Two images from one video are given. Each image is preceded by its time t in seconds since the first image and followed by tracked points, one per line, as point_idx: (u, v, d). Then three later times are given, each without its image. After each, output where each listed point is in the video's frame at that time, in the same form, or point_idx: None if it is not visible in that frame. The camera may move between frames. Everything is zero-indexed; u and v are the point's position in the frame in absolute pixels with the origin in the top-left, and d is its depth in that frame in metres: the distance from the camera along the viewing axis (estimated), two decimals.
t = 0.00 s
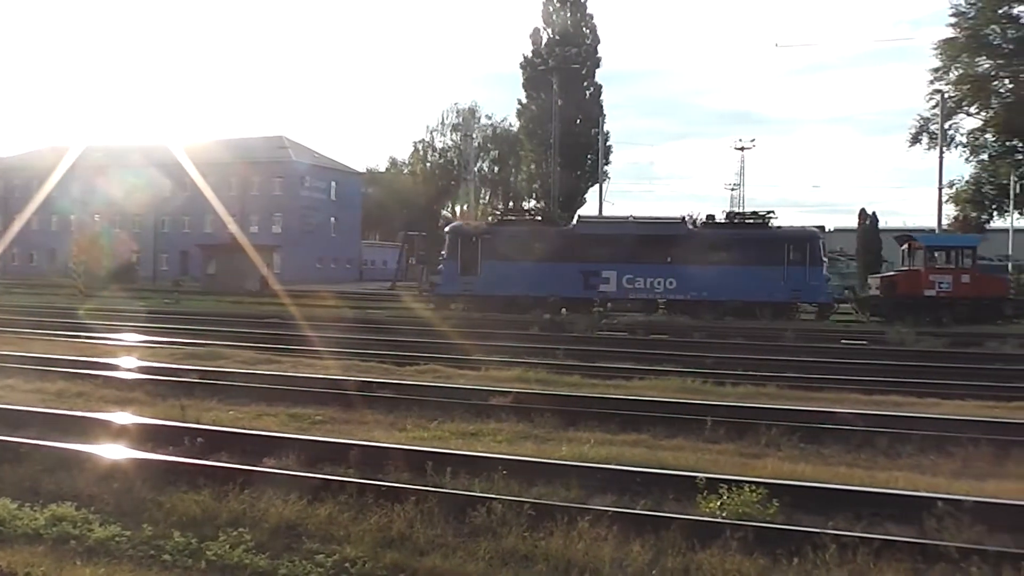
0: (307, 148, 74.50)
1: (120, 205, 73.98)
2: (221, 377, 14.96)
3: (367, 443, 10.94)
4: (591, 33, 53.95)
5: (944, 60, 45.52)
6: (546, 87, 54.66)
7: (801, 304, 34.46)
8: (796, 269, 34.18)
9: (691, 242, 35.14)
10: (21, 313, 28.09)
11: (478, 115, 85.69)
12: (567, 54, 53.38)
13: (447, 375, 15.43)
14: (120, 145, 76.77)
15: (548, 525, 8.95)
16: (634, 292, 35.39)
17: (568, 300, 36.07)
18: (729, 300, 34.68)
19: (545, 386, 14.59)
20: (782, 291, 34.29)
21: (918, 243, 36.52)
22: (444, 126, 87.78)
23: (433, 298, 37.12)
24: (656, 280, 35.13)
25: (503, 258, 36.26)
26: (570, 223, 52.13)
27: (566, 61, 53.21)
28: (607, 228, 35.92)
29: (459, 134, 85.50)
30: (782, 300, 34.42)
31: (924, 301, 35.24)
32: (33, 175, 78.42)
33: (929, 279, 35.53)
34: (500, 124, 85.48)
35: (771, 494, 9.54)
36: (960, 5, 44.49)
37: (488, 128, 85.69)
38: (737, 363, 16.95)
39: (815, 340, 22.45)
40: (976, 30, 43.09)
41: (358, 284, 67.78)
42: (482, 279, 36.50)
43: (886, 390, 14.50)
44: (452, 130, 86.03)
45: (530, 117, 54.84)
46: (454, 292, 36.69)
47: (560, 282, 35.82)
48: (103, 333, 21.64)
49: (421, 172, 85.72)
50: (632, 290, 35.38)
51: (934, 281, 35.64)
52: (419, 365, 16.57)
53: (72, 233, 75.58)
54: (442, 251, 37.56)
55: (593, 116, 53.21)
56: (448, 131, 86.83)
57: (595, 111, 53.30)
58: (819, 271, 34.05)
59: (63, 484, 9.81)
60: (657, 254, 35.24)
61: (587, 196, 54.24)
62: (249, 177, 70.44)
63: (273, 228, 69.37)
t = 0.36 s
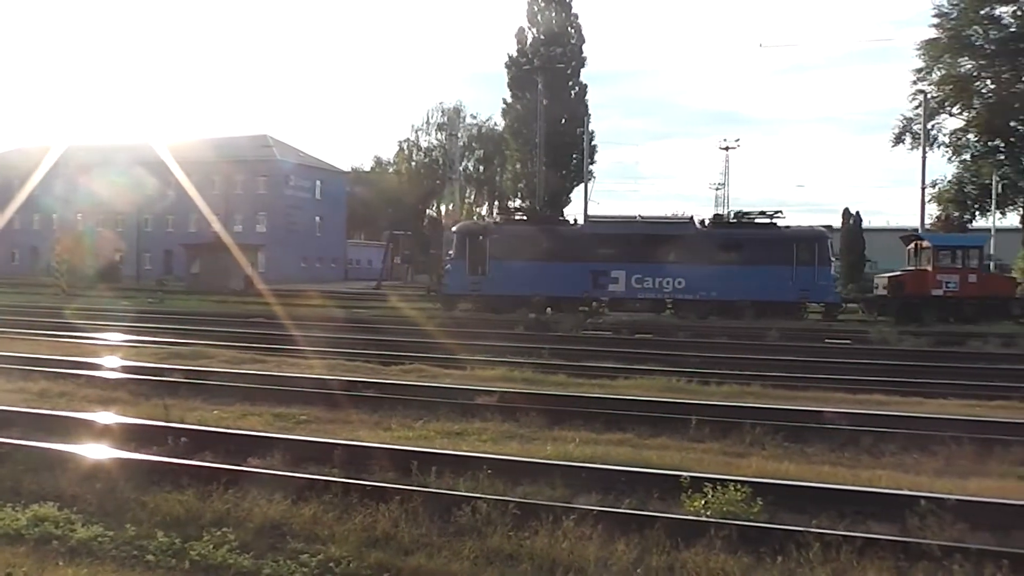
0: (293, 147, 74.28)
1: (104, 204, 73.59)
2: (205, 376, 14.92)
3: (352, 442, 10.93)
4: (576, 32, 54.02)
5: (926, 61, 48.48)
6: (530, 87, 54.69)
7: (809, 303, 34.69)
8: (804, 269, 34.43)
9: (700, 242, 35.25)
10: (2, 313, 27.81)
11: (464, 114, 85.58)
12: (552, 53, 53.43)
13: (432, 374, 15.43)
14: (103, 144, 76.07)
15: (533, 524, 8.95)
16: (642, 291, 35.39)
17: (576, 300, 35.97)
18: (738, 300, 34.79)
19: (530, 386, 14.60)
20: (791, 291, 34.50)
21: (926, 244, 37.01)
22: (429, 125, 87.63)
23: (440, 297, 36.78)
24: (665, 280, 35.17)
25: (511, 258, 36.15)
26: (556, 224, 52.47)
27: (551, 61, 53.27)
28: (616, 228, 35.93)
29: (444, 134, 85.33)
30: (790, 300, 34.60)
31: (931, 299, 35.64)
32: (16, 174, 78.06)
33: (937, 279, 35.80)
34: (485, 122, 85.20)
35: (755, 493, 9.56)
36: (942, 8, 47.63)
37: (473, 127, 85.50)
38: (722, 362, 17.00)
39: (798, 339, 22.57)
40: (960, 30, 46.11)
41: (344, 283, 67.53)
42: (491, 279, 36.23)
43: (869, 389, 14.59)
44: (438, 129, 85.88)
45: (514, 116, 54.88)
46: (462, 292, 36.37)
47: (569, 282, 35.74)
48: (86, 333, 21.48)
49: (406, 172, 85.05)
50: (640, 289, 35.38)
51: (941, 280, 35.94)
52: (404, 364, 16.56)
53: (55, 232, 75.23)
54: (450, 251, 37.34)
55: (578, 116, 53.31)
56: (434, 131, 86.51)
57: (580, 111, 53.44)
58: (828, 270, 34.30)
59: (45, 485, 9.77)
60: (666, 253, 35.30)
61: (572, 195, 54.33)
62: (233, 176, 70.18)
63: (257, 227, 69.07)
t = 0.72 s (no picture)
0: (279, 146, 74.11)
1: (88, 204, 73.26)
2: (190, 376, 14.88)
3: (338, 442, 10.91)
4: (562, 31, 54.07)
5: (910, 60, 48.98)
6: (516, 86, 54.71)
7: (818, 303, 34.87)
8: (813, 269, 34.60)
9: (709, 241, 35.38)
10: None
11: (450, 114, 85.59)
12: (538, 52, 53.49)
13: (418, 374, 15.42)
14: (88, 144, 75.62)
15: (520, 523, 8.94)
16: (652, 292, 35.47)
17: (587, 301, 35.97)
18: (748, 300, 34.93)
19: (516, 385, 14.61)
20: (800, 290, 34.66)
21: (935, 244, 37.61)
22: (415, 125, 87.70)
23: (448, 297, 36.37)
24: (675, 280, 35.30)
25: (521, 258, 35.87)
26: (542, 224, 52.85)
27: (537, 60, 53.32)
28: (626, 228, 35.91)
29: (429, 134, 85.30)
30: (800, 300, 34.77)
31: (938, 300, 35.81)
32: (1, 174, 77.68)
33: (945, 278, 36.44)
34: (471, 122, 85.13)
35: (741, 492, 9.58)
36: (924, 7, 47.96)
37: (459, 127, 85.28)
38: (707, 361, 17.06)
39: (784, 338, 22.62)
40: (943, 31, 46.57)
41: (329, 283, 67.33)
42: (501, 279, 35.87)
43: (856, 389, 14.62)
44: (423, 129, 85.87)
45: (500, 116, 54.94)
46: (471, 292, 35.94)
47: (579, 282, 35.62)
48: (70, 333, 21.36)
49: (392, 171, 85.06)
50: (650, 289, 35.46)
51: (949, 280, 36.58)
52: (389, 364, 16.53)
53: (38, 232, 74.90)
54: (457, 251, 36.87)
55: (563, 116, 53.39)
56: (420, 130, 86.63)
57: (566, 110, 53.53)
58: (837, 270, 34.49)
59: (29, 485, 9.72)
60: (676, 253, 35.39)
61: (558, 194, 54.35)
62: (218, 175, 69.96)
63: (243, 226, 68.75)
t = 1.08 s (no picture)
0: (264, 146, 73.98)
1: (72, 203, 72.85)
2: (175, 376, 14.82)
3: (325, 442, 10.89)
4: (548, 31, 54.07)
5: (894, 60, 49.23)
6: (503, 86, 54.73)
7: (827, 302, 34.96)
8: (823, 268, 34.65)
9: (719, 241, 35.41)
10: None
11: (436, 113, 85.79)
12: (524, 52, 53.50)
13: (405, 374, 15.42)
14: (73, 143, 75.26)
15: (506, 523, 8.93)
16: (663, 291, 35.53)
17: (597, 300, 36.05)
18: (758, 299, 35.01)
19: (503, 383, 14.60)
20: (809, 290, 34.72)
21: (942, 244, 37.98)
22: (401, 124, 87.57)
23: (458, 298, 36.47)
24: (685, 280, 35.35)
25: (531, 258, 35.96)
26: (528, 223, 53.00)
27: (523, 59, 53.33)
28: (635, 227, 35.92)
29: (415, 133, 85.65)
30: (809, 299, 34.85)
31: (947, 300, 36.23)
32: None
33: (953, 278, 36.99)
34: (457, 122, 85.35)
35: (727, 491, 9.60)
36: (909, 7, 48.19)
37: (445, 126, 85.51)
38: (694, 360, 17.12)
39: (770, 338, 22.67)
40: (927, 31, 46.80)
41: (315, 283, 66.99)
42: (511, 279, 35.94)
43: (841, 387, 14.67)
44: (409, 128, 85.92)
45: (487, 115, 54.98)
46: (481, 292, 36.01)
47: (589, 282, 35.69)
48: (54, 333, 21.27)
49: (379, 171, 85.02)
50: (660, 289, 35.52)
51: (957, 279, 37.13)
52: (376, 364, 16.50)
53: (21, 231, 74.43)
54: (466, 252, 36.97)
55: (550, 115, 53.46)
56: (406, 129, 86.60)
57: (552, 110, 53.62)
58: (846, 270, 34.55)
59: (13, 487, 9.67)
60: (686, 253, 35.42)
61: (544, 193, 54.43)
62: (203, 175, 69.71)
63: (228, 226, 68.74)
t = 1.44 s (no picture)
0: (251, 146, 73.89)
1: (57, 203, 72.42)
2: (162, 376, 14.78)
3: (312, 442, 10.88)
4: (535, 30, 54.09)
5: (880, 61, 49.57)
6: (490, 86, 54.79)
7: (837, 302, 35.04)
8: (833, 268, 34.72)
9: (730, 241, 35.44)
10: None
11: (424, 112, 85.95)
12: (512, 51, 53.51)
13: (392, 374, 15.43)
14: (60, 144, 75.14)
15: (493, 522, 8.92)
16: (673, 291, 35.59)
17: (608, 301, 36.16)
18: (768, 300, 35.07)
19: (490, 383, 14.62)
20: (819, 290, 34.80)
21: (950, 244, 37.99)
22: (388, 124, 87.43)
23: (468, 298, 36.35)
24: (696, 280, 35.40)
25: (541, 258, 36.01)
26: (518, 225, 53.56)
27: (510, 59, 53.38)
28: (646, 228, 35.99)
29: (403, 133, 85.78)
30: (819, 299, 34.93)
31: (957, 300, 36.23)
32: None
33: (962, 277, 37.04)
34: (444, 122, 85.52)
35: (714, 490, 9.63)
36: (894, 7, 48.50)
37: (432, 125, 85.64)
38: (681, 359, 17.17)
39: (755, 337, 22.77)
40: (912, 31, 47.17)
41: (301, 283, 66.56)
42: (522, 280, 35.97)
43: (827, 386, 14.72)
44: (396, 127, 85.97)
45: (474, 114, 55.02)
46: (491, 292, 35.93)
47: (601, 282, 35.79)
48: (40, 333, 21.18)
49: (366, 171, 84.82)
50: (671, 289, 35.58)
51: (965, 279, 37.21)
52: (362, 364, 16.47)
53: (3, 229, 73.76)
54: (477, 252, 36.90)
55: (537, 115, 53.58)
56: (393, 129, 86.64)
57: (539, 110, 53.76)
58: (856, 270, 34.63)
59: None
60: (696, 253, 35.46)
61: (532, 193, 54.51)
62: (190, 176, 69.61)
63: (214, 226, 68.66)
